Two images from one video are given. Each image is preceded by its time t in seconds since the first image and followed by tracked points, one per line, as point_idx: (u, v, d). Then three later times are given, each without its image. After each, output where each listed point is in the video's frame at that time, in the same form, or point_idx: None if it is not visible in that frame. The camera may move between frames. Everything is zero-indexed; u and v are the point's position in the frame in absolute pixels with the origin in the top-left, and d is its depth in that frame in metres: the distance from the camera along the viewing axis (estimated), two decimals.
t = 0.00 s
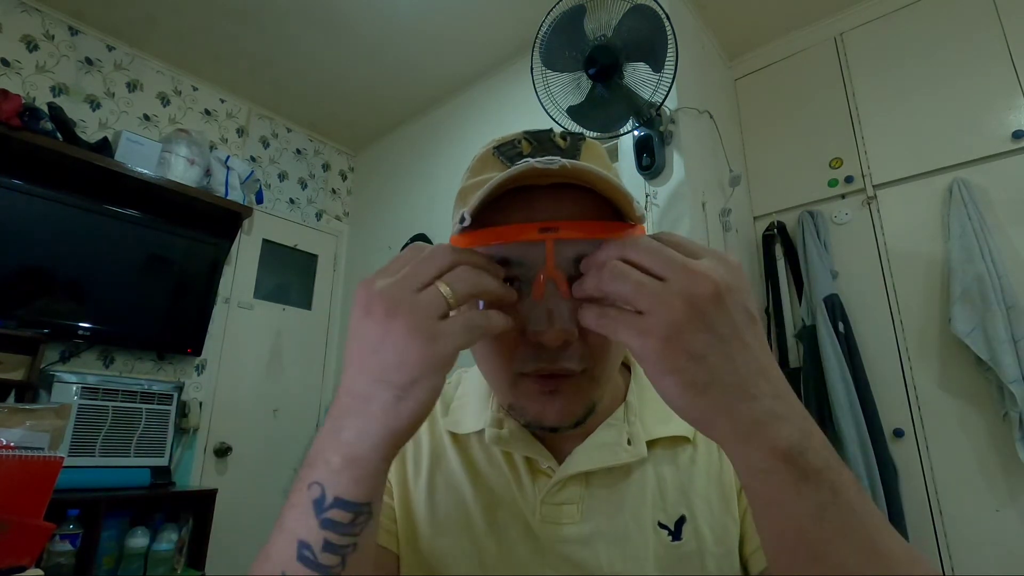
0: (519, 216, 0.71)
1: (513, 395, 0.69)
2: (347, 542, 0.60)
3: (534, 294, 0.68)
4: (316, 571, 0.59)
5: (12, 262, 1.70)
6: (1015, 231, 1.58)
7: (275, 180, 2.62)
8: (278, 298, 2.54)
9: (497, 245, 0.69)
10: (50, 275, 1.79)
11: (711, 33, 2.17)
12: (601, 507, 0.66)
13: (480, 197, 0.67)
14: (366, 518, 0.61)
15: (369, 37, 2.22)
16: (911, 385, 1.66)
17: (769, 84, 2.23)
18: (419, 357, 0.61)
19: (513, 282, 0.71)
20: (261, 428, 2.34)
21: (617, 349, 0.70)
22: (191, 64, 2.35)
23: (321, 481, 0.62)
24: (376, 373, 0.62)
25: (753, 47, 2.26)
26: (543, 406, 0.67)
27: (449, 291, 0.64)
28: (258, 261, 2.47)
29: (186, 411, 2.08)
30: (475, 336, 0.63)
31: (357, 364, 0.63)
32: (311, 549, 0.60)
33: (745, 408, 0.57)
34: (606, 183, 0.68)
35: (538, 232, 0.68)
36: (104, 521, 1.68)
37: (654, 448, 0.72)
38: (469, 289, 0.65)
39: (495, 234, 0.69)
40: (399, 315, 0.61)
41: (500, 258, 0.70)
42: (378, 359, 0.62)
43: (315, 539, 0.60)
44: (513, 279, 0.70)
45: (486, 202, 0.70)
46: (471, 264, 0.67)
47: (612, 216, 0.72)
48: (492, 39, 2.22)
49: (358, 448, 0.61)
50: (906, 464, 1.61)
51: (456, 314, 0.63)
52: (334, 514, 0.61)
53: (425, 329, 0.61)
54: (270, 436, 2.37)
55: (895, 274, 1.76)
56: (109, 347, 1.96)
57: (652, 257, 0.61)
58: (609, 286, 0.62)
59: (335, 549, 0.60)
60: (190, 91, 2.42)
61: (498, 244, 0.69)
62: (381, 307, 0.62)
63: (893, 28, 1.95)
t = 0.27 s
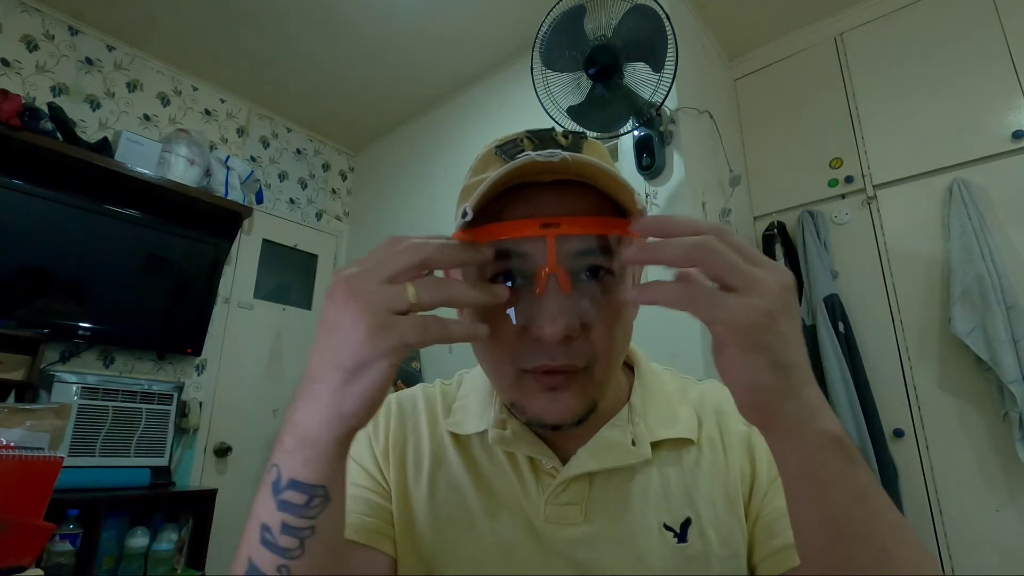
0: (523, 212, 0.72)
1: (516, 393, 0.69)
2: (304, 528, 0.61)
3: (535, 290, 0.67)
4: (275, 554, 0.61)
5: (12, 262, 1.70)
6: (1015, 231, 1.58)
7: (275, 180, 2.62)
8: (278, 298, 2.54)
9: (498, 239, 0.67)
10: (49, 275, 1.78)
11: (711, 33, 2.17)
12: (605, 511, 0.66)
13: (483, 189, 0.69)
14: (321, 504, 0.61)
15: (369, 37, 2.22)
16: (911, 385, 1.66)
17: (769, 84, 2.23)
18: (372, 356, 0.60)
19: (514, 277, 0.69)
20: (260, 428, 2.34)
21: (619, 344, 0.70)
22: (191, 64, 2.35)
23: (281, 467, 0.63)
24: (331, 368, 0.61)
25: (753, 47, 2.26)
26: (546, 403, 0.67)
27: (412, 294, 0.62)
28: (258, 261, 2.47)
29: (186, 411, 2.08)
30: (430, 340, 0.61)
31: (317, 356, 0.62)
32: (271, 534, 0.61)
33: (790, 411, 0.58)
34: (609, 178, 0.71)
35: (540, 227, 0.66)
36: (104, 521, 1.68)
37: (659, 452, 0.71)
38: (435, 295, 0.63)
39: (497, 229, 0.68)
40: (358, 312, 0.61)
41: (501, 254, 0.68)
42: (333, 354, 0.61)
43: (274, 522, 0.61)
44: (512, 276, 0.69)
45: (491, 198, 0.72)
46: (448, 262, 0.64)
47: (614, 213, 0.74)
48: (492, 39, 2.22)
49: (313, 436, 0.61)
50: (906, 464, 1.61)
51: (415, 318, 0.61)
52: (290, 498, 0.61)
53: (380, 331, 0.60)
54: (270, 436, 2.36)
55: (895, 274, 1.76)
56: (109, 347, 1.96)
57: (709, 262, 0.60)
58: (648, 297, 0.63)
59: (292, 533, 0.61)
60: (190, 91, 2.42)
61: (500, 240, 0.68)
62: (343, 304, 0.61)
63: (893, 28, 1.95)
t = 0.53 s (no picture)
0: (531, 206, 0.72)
1: (520, 390, 0.68)
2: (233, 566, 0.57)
3: (541, 286, 0.66)
4: None
5: (12, 262, 1.70)
6: (1015, 231, 1.58)
7: (275, 180, 2.62)
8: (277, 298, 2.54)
9: (506, 234, 0.67)
10: (49, 275, 1.79)
11: (711, 32, 2.17)
12: (613, 513, 0.65)
13: (488, 182, 0.70)
14: (255, 533, 0.56)
15: (370, 37, 2.22)
16: (911, 385, 1.66)
17: (769, 84, 2.23)
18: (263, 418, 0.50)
19: (519, 272, 0.67)
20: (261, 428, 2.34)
21: (624, 342, 0.70)
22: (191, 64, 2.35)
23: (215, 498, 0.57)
24: (234, 419, 0.52)
25: (753, 47, 2.26)
26: (550, 400, 0.67)
27: (303, 355, 0.48)
28: (258, 261, 2.47)
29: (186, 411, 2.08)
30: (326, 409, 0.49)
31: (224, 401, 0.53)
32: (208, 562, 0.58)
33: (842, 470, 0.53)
34: (615, 173, 0.73)
35: (547, 222, 0.66)
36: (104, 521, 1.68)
37: (669, 459, 0.71)
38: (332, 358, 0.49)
39: (505, 225, 0.68)
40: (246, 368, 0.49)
41: (507, 249, 0.67)
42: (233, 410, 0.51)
43: (212, 551, 0.57)
44: (517, 270, 0.67)
45: (499, 193, 0.73)
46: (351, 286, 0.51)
47: (619, 209, 0.75)
48: (492, 39, 2.22)
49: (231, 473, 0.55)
50: (906, 464, 1.61)
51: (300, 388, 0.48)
52: (221, 527, 0.57)
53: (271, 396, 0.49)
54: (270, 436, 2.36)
55: (895, 274, 1.76)
56: (109, 347, 1.96)
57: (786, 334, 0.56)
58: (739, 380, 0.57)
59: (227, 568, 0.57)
60: (190, 91, 2.42)
61: (507, 234, 0.67)
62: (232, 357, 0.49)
63: (893, 28, 1.95)
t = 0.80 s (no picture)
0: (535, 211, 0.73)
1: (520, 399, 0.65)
2: None
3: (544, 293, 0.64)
4: None
5: (12, 262, 1.71)
6: (1015, 231, 1.58)
7: (275, 180, 2.62)
8: (277, 298, 2.54)
9: (509, 241, 0.68)
10: (49, 275, 1.79)
11: (710, 32, 2.17)
12: (616, 519, 0.66)
13: (493, 187, 0.70)
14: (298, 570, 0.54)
15: (370, 37, 2.22)
16: (911, 385, 1.66)
17: (769, 84, 2.23)
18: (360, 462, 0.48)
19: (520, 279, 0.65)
20: (261, 428, 2.34)
21: (627, 350, 0.69)
22: (191, 64, 2.35)
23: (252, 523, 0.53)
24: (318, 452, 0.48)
25: (753, 47, 2.26)
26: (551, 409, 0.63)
27: (406, 404, 0.46)
28: (258, 261, 2.47)
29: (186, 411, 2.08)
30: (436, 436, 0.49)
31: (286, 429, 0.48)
32: None
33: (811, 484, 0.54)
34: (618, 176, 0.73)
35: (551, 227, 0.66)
36: (104, 521, 1.68)
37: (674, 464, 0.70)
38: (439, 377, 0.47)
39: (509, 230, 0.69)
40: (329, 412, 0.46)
41: (509, 254, 0.67)
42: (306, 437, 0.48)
43: None
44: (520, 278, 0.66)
45: (503, 197, 0.73)
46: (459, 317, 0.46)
47: (623, 215, 0.76)
48: (492, 39, 2.22)
49: (284, 503, 0.50)
50: (906, 464, 1.61)
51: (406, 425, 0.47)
52: (261, 561, 0.53)
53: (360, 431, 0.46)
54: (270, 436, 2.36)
55: (895, 274, 1.76)
56: (109, 347, 1.96)
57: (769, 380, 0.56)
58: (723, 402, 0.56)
59: None
60: (190, 91, 2.42)
61: (510, 240, 0.68)
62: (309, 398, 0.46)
63: (893, 28, 1.95)
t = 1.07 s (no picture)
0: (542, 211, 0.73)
1: (526, 395, 0.68)
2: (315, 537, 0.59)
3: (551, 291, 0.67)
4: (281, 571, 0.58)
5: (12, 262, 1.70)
6: (1015, 231, 1.58)
7: (275, 180, 2.62)
8: (278, 298, 2.54)
9: (519, 240, 0.68)
10: (49, 276, 1.79)
11: (710, 32, 2.17)
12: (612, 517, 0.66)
13: (501, 187, 0.69)
14: (333, 518, 0.60)
15: (370, 37, 2.22)
16: (911, 385, 1.66)
17: (769, 84, 2.23)
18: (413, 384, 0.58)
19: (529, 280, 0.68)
20: (260, 428, 2.34)
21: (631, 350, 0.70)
22: (191, 64, 2.35)
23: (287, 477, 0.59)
24: (363, 388, 0.58)
25: (753, 47, 2.26)
26: (556, 406, 0.66)
27: (455, 324, 0.60)
28: (258, 261, 2.47)
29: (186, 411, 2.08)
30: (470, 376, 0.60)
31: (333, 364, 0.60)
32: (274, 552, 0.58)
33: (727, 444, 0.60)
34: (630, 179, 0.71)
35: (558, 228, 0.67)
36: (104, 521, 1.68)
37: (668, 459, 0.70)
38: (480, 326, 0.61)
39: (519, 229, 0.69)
40: (394, 338, 0.59)
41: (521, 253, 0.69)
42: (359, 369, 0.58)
43: (281, 538, 0.58)
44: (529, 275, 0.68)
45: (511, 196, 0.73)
46: (495, 290, 0.63)
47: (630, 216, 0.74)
48: (492, 39, 2.22)
49: (327, 449, 0.58)
50: (906, 464, 1.61)
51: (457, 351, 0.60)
52: (298, 515, 0.59)
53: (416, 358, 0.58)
54: (270, 436, 2.36)
55: (895, 274, 1.76)
56: (109, 347, 1.96)
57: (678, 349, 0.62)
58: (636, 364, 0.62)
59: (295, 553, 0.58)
60: (190, 91, 2.42)
61: (520, 240, 0.68)
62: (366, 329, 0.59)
63: (892, 29, 1.95)
